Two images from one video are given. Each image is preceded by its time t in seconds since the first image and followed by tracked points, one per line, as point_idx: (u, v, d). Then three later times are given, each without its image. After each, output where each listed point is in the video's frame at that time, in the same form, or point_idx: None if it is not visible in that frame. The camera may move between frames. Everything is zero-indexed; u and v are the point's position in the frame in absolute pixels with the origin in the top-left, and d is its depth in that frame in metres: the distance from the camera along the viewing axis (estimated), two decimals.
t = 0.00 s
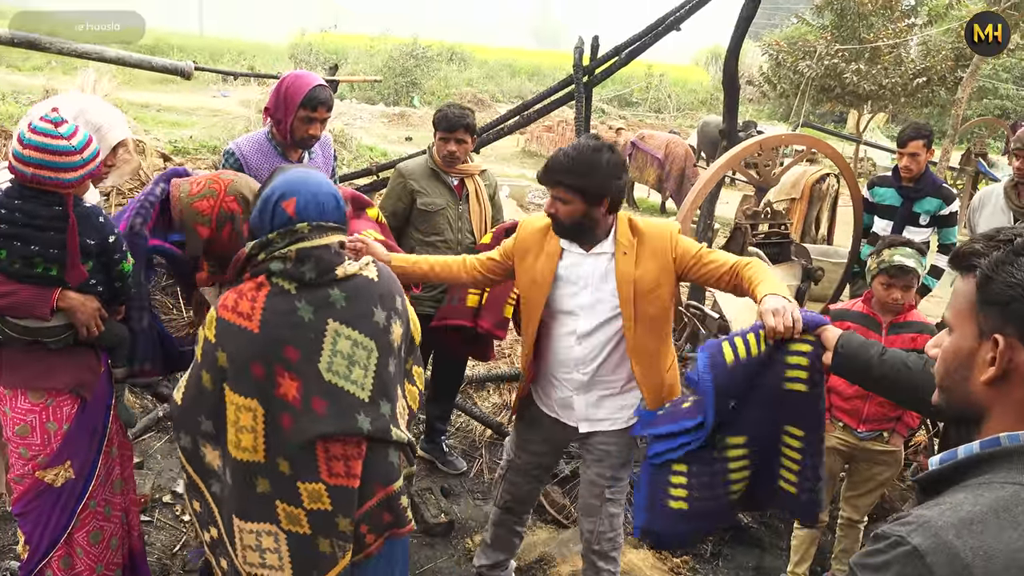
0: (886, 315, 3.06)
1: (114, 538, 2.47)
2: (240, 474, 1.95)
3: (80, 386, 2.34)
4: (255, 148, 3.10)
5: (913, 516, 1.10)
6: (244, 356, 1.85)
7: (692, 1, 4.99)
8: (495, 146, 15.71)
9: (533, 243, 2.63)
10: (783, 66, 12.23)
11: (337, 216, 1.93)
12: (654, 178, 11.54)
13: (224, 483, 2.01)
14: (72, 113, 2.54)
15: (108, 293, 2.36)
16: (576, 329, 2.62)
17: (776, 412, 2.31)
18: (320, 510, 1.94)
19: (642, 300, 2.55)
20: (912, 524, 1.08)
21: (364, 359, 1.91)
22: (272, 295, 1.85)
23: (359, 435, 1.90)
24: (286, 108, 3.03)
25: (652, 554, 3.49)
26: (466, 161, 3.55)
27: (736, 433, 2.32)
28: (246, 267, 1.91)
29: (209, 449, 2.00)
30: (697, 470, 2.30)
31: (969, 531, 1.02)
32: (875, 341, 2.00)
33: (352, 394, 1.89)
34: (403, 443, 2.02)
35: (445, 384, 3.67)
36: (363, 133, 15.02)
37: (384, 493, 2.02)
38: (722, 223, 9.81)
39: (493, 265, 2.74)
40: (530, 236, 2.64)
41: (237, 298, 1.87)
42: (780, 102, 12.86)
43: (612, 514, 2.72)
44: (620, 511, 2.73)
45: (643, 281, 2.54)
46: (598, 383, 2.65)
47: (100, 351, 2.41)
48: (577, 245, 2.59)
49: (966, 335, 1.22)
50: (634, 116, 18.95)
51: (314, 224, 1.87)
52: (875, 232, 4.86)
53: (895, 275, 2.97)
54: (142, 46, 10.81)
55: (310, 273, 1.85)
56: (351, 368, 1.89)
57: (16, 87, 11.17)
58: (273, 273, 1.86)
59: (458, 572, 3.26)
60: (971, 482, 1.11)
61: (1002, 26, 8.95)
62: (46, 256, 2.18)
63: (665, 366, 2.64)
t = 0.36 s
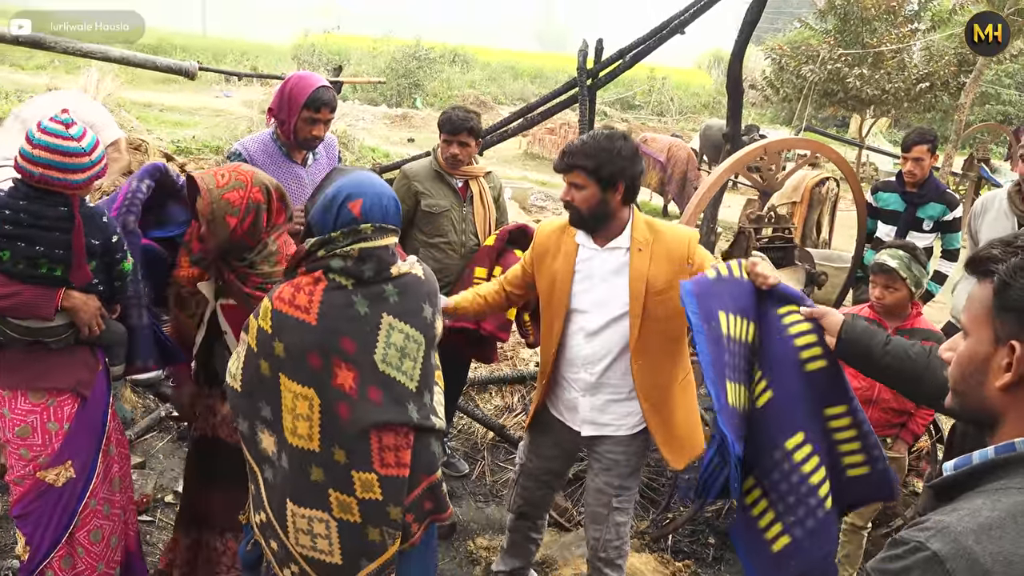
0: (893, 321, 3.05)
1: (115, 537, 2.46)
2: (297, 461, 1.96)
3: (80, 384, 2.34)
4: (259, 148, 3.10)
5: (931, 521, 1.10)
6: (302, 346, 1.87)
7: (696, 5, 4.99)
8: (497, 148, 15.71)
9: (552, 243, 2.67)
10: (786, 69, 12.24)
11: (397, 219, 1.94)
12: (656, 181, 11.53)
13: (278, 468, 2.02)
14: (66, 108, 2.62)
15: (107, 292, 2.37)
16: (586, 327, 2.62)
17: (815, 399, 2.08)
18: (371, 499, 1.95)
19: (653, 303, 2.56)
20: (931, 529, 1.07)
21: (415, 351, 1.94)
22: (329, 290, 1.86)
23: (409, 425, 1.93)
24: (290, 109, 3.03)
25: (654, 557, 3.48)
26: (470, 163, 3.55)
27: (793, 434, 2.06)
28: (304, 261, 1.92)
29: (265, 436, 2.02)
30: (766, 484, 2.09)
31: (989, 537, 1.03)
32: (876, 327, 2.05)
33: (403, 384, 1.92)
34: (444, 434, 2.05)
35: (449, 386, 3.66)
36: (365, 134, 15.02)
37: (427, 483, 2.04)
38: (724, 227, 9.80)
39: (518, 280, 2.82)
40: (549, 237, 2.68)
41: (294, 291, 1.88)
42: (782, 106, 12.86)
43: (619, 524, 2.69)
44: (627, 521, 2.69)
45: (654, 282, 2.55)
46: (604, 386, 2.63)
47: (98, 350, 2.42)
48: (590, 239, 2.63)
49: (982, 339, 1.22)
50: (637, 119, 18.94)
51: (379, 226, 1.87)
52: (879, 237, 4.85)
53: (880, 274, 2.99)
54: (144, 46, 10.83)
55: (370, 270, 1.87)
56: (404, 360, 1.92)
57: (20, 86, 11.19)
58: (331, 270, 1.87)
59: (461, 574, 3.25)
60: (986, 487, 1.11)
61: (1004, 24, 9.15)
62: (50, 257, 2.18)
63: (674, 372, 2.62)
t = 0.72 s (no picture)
0: (903, 329, 3.04)
1: (126, 531, 2.47)
2: (275, 447, 2.06)
3: (93, 381, 2.36)
4: (274, 147, 3.11)
5: (955, 530, 1.17)
6: (278, 338, 1.97)
7: (709, 9, 4.99)
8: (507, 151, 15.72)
9: (550, 241, 2.72)
10: (797, 75, 12.23)
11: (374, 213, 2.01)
12: (665, 186, 11.52)
13: (257, 454, 2.12)
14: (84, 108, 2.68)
15: (117, 289, 2.40)
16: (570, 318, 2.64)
17: (709, 353, 1.80)
18: (345, 488, 2.03)
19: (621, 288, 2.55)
20: (955, 538, 1.15)
21: (392, 346, 2.00)
22: (306, 284, 1.95)
23: (384, 417, 2.01)
24: (308, 108, 3.04)
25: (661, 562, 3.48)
26: (483, 165, 3.55)
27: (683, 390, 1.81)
28: (287, 256, 2.02)
29: (246, 423, 2.12)
30: (641, 427, 1.84)
31: (1015, 546, 1.12)
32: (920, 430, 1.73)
33: (379, 376, 2.00)
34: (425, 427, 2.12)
35: (457, 387, 3.67)
36: (376, 135, 15.05)
37: (408, 475, 2.15)
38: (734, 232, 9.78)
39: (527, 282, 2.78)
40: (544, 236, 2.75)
41: (274, 286, 1.98)
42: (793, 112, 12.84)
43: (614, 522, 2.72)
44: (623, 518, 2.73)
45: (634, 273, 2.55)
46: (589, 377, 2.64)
47: (105, 345, 2.44)
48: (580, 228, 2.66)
49: (1005, 351, 1.33)
50: (647, 123, 18.93)
51: (356, 220, 1.95)
52: (889, 244, 4.84)
53: (885, 278, 3.00)
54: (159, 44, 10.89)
55: (346, 265, 1.95)
56: (379, 353, 1.99)
57: (33, 83, 11.24)
58: (311, 265, 1.95)
59: None
60: (1008, 497, 1.20)
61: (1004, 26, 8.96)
62: (67, 256, 2.21)
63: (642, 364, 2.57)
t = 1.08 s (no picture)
0: (924, 335, 3.02)
1: (144, 525, 2.49)
2: (254, 430, 2.08)
3: (113, 376, 2.38)
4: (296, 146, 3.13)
5: (994, 543, 1.20)
6: (257, 324, 1.98)
7: (732, 12, 4.97)
8: (527, 152, 15.73)
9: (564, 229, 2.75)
10: (820, 80, 12.17)
11: (349, 203, 2.03)
12: (685, 189, 11.49)
13: (240, 436, 2.14)
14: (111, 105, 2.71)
15: (139, 285, 2.42)
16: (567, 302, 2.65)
17: (551, 343, 2.40)
18: (321, 475, 2.02)
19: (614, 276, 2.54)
20: (994, 551, 1.18)
21: (369, 333, 2.00)
22: (283, 273, 1.96)
23: (360, 405, 2.00)
24: (330, 107, 3.06)
25: (676, 567, 3.47)
26: (504, 166, 3.56)
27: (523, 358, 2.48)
28: (268, 248, 2.03)
29: (234, 406, 2.15)
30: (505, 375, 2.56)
31: None
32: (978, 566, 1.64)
33: (355, 364, 1.99)
34: (405, 418, 2.11)
35: (475, 388, 3.67)
36: (396, 135, 15.10)
37: (388, 467, 2.12)
38: (754, 237, 9.73)
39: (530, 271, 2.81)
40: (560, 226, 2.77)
41: (255, 275, 2.00)
42: (815, 117, 12.77)
43: (624, 519, 2.71)
44: (632, 516, 2.72)
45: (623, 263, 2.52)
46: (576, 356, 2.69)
47: (125, 341, 2.46)
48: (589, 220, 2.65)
49: None
50: (667, 127, 18.88)
51: (329, 210, 1.96)
52: (911, 251, 4.80)
53: (911, 284, 2.97)
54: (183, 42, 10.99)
55: (322, 254, 1.95)
56: (355, 341, 1.99)
57: (59, 80, 11.37)
58: (288, 255, 1.96)
59: None
60: None
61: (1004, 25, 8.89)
62: (91, 253, 2.23)
63: (625, 355, 2.57)
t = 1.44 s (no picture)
0: (951, 335, 2.98)
1: (163, 516, 2.51)
2: (263, 418, 2.08)
3: (136, 367, 2.40)
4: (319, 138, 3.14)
5: None
6: (267, 313, 1.98)
7: (758, 6, 4.91)
8: (548, 146, 15.70)
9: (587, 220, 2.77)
10: (846, 75, 12.03)
11: (356, 190, 2.01)
12: (707, 185, 11.42)
13: (250, 424, 2.14)
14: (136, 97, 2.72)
15: (163, 277, 2.43)
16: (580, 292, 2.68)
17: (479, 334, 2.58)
18: (330, 462, 2.03)
19: (620, 270, 2.54)
20: None
21: (378, 321, 2.00)
22: (293, 261, 1.97)
23: (370, 393, 2.00)
24: (351, 100, 3.06)
25: (695, 564, 3.45)
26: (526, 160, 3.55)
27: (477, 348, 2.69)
28: (277, 237, 2.04)
29: (242, 394, 2.15)
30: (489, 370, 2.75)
31: None
32: None
33: (364, 351, 1.99)
34: (414, 405, 2.12)
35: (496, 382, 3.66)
36: (417, 128, 15.11)
37: (397, 454, 2.13)
38: (777, 234, 9.66)
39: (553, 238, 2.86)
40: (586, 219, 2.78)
41: (264, 264, 2.00)
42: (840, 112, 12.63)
43: (636, 512, 2.72)
44: (645, 509, 2.73)
45: (626, 256, 2.52)
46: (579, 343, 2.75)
47: (147, 331, 2.48)
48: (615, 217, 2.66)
49: None
50: (689, 122, 18.76)
51: (333, 197, 1.95)
52: (937, 249, 4.74)
53: (943, 284, 2.92)
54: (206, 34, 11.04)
55: (329, 243, 1.95)
56: (365, 329, 1.99)
57: (85, 71, 11.49)
58: (296, 244, 1.97)
59: (500, 569, 3.26)
60: None
61: (1004, 25, 9.01)
62: (116, 244, 2.24)
63: (622, 350, 2.58)
